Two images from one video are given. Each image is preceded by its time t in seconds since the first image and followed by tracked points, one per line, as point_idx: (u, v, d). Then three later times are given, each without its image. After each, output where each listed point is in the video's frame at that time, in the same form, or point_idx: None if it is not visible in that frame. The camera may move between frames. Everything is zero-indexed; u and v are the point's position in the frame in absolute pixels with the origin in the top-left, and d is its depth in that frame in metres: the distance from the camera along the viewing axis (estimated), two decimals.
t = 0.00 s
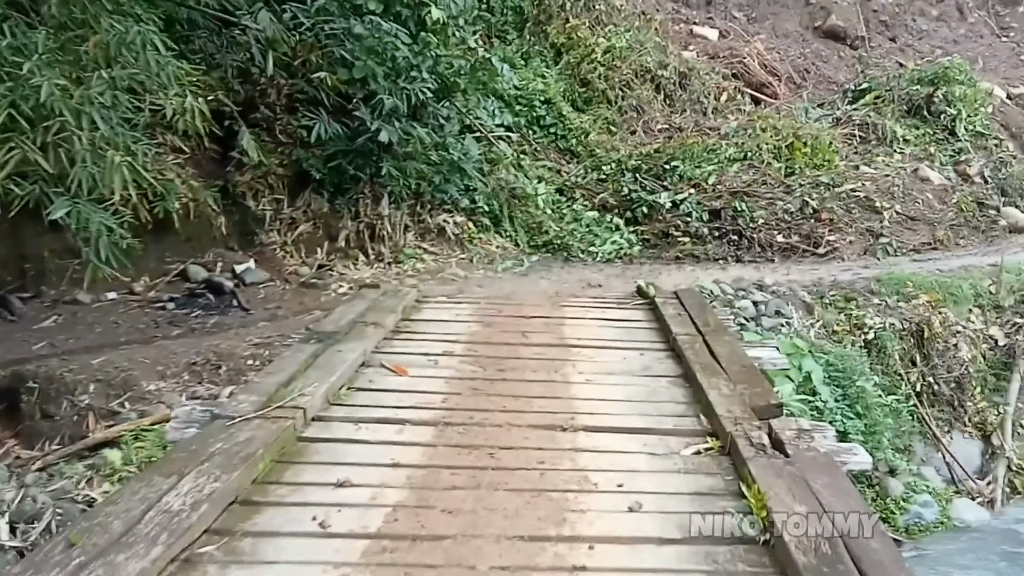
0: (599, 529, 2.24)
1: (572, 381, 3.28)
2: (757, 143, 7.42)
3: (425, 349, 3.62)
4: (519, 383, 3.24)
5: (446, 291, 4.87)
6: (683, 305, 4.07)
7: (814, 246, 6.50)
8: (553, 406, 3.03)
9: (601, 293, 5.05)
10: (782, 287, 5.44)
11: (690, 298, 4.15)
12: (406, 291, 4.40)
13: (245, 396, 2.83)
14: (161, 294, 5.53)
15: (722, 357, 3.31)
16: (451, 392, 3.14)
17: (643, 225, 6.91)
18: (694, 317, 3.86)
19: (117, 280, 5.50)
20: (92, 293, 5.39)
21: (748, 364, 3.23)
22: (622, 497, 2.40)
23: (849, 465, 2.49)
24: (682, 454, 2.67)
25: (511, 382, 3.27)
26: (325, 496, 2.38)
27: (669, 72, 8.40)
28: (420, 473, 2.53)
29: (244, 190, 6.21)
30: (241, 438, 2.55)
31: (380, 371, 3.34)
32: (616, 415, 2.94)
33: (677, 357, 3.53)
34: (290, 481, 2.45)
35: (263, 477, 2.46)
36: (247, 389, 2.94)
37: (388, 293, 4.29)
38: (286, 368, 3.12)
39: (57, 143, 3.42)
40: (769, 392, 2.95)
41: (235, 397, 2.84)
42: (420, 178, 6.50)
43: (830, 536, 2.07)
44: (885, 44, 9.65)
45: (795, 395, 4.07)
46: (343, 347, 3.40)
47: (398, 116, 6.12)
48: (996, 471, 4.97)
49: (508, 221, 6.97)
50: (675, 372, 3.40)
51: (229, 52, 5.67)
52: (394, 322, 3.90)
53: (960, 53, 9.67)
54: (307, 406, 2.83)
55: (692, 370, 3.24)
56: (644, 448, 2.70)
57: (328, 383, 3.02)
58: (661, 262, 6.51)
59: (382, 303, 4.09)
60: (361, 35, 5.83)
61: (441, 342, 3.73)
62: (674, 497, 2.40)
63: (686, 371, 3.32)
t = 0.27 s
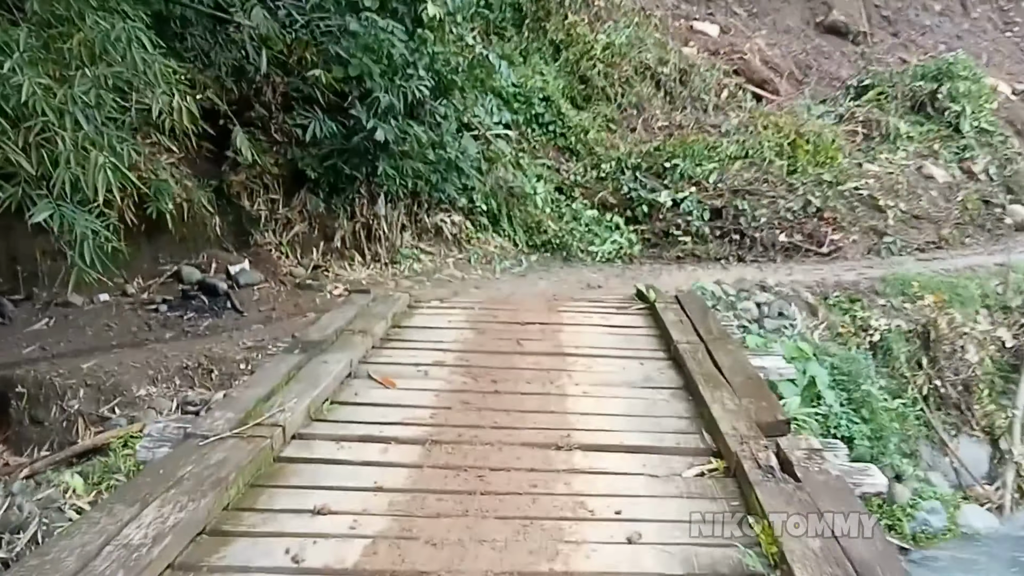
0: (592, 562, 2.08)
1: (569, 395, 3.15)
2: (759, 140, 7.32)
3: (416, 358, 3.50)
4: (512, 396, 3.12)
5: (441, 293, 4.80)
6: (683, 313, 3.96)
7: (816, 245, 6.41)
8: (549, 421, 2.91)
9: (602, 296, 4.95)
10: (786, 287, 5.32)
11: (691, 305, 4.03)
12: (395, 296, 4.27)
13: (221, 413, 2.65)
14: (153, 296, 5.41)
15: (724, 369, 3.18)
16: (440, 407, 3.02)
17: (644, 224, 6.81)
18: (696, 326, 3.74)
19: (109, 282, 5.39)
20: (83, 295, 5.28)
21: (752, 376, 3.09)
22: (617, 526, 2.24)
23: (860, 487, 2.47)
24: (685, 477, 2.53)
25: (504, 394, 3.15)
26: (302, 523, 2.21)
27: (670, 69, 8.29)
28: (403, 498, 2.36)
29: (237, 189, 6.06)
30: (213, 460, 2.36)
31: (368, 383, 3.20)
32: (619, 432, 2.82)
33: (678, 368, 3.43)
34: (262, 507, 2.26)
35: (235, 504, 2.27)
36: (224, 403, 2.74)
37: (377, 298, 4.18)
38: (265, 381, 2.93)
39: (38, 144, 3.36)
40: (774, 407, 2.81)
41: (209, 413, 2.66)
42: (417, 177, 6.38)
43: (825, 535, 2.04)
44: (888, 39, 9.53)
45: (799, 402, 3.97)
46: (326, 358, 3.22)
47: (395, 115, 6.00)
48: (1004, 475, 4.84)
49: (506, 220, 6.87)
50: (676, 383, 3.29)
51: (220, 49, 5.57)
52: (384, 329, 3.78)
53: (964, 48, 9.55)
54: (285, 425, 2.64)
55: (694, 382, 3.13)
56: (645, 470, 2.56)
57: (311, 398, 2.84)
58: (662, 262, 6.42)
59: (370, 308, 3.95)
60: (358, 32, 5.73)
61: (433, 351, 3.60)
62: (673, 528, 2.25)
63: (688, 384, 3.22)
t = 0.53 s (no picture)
0: None
1: (567, 415, 3.00)
2: (762, 138, 7.21)
3: (406, 374, 3.35)
4: (506, 416, 2.97)
5: (435, 298, 4.67)
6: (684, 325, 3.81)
7: (820, 246, 6.34)
8: (544, 445, 2.77)
9: (605, 299, 4.82)
10: (790, 288, 5.22)
11: (695, 318, 3.87)
12: (386, 304, 4.11)
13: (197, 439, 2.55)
14: (148, 298, 5.32)
15: (730, 387, 3.05)
16: (432, 429, 2.88)
17: (645, 223, 6.70)
18: (699, 339, 3.60)
19: (103, 282, 5.27)
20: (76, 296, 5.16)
21: (759, 396, 2.99)
22: (611, 566, 2.16)
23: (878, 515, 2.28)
24: (684, 509, 2.43)
25: (497, 414, 3.00)
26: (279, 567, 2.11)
27: (671, 65, 8.18)
28: (388, 535, 2.26)
29: (233, 188, 5.96)
30: (185, 494, 2.26)
31: (357, 402, 3.07)
32: (618, 459, 2.70)
33: (681, 384, 3.29)
34: (237, 546, 2.16)
35: (208, 542, 2.17)
36: (200, 429, 2.64)
37: (367, 308, 4.03)
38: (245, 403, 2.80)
39: (22, 147, 3.46)
40: (783, 431, 2.72)
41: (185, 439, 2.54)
42: (414, 177, 6.23)
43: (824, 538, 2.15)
44: (892, 35, 9.41)
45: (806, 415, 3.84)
46: (312, 376, 3.09)
47: (391, 113, 5.92)
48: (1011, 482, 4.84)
49: (506, 221, 6.79)
50: (679, 403, 3.14)
51: (213, 47, 5.46)
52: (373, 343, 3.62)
53: (969, 44, 9.43)
54: (264, 452, 2.53)
55: (698, 402, 2.98)
56: (644, 501, 2.46)
57: (293, 421, 2.71)
58: (664, 263, 6.31)
59: (359, 318, 3.80)
60: (353, 30, 5.55)
61: (424, 367, 3.44)
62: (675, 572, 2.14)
63: (691, 404, 3.07)
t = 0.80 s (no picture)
0: None
1: (568, 433, 2.88)
2: (765, 137, 7.10)
3: (399, 388, 3.23)
4: (503, 433, 2.85)
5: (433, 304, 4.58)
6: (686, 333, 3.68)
7: (825, 247, 6.21)
8: (543, 466, 2.65)
9: (606, 303, 4.71)
10: (794, 291, 5.13)
11: (703, 327, 3.74)
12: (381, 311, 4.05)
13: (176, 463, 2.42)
14: (140, 302, 5.20)
15: (741, 401, 2.95)
16: (425, 448, 2.75)
17: (645, 224, 6.60)
18: (706, 349, 3.49)
19: (94, 285, 5.15)
20: (67, 300, 5.04)
21: (772, 410, 2.88)
22: None
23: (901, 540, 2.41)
24: (697, 538, 2.27)
25: (496, 431, 2.88)
26: None
27: (672, 63, 8.08)
28: (376, 570, 2.09)
29: (227, 190, 5.81)
30: (158, 524, 2.12)
31: (347, 419, 2.94)
32: (621, 480, 2.57)
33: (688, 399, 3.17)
34: None
35: None
36: (180, 451, 2.52)
37: (359, 316, 3.91)
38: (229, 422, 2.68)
39: (4, 149, 3.20)
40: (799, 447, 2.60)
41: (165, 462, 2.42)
42: (411, 176, 6.15)
43: (824, 538, 2.14)
44: (895, 32, 9.30)
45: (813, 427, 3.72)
46: (300, 391, 2.98)
47: (387, 112, 5.86)
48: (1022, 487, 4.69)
49: (503, 221, 6.68)
50: (687, 417, 3.02)
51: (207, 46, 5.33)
52: (366, 355, 3.51)
53: (973, 40, 9.32)
54: (247, 474, 2.41)
55: (708, 417, 2.87)
56: (652, 529, 2.30)
57: (278, 441, 2.59)
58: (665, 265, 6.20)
59: (352, 327, 3.69)
60: (349, 27, 5.56)
61: (416, 380, 3.32)
62: None
63: (700, 420, 2.96)
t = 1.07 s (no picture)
0: None
1: (572, 455, 2.78)
2: (769, 138, 7.00)
3: (394, 406, 3.13)
4: (502, 455, 2.76)
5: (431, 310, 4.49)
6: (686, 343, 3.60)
7: (829, 250, 6.11)
8: (545, 491, 2.58)
9: (609, 309, 4.60)
10: (798, 295, 4.96)
11: (712, 339, 3.59)
12: (378, 321, 3.94)
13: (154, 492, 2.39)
14: (133, 308, 5.10)
15: (757, 420, 2.85)
16: (418, 473, 2.67)
17: (645, 227, 6.47)
18: (715, 362, 3.35)
19: (86, 292, 5.03)
20: (58, 305, 4.89)
21: (787, 430, 2.79)
22: None
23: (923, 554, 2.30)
24: None
25: (497, 455, 2.78)
26: None
27: (673, 63, 7.98)
28: None
29: (221, 194, 5.73)
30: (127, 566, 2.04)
31: (338, 441, 2.87)
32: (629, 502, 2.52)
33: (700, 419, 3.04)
34: None
35: None
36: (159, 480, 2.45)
37: (354, 327, 3.81)
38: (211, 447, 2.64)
39: None
40: (821, 474, 2.53)
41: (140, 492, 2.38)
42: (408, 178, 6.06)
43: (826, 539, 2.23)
44: (899, 30, 9.20)
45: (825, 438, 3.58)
46: (288, 411, 2.91)
47: (384, 114, 5.74)
48: None
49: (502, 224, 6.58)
50: (697, 436, 2.94)
51: (201, 46, 5.24)
52: (359, 369, 3.40)
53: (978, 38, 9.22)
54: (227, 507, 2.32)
55: (722, 437, 2.77)
56: (670, 566, 2.26)
57: (262, 467, 2.54)
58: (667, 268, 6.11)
59: (346, 340, 3.60)
60: (345, 27, 5.45)
61: (412, 397, 3.21)
62: None
63: (713, 439, 2.86)
